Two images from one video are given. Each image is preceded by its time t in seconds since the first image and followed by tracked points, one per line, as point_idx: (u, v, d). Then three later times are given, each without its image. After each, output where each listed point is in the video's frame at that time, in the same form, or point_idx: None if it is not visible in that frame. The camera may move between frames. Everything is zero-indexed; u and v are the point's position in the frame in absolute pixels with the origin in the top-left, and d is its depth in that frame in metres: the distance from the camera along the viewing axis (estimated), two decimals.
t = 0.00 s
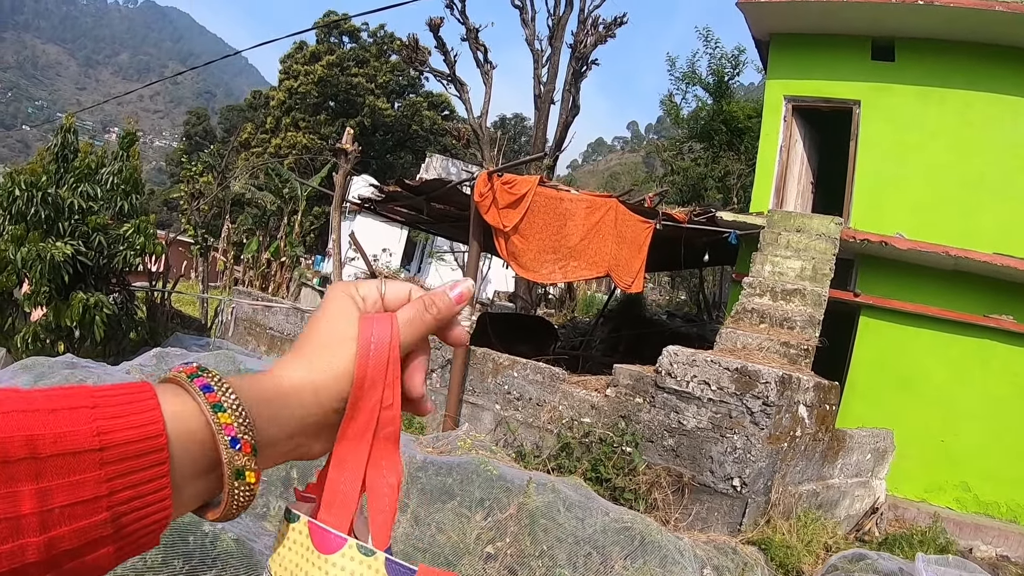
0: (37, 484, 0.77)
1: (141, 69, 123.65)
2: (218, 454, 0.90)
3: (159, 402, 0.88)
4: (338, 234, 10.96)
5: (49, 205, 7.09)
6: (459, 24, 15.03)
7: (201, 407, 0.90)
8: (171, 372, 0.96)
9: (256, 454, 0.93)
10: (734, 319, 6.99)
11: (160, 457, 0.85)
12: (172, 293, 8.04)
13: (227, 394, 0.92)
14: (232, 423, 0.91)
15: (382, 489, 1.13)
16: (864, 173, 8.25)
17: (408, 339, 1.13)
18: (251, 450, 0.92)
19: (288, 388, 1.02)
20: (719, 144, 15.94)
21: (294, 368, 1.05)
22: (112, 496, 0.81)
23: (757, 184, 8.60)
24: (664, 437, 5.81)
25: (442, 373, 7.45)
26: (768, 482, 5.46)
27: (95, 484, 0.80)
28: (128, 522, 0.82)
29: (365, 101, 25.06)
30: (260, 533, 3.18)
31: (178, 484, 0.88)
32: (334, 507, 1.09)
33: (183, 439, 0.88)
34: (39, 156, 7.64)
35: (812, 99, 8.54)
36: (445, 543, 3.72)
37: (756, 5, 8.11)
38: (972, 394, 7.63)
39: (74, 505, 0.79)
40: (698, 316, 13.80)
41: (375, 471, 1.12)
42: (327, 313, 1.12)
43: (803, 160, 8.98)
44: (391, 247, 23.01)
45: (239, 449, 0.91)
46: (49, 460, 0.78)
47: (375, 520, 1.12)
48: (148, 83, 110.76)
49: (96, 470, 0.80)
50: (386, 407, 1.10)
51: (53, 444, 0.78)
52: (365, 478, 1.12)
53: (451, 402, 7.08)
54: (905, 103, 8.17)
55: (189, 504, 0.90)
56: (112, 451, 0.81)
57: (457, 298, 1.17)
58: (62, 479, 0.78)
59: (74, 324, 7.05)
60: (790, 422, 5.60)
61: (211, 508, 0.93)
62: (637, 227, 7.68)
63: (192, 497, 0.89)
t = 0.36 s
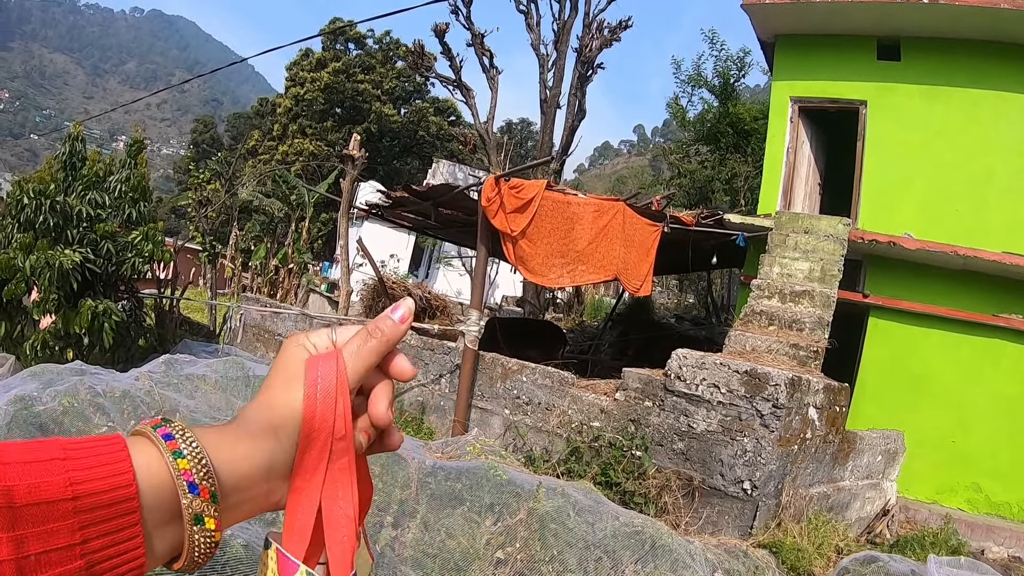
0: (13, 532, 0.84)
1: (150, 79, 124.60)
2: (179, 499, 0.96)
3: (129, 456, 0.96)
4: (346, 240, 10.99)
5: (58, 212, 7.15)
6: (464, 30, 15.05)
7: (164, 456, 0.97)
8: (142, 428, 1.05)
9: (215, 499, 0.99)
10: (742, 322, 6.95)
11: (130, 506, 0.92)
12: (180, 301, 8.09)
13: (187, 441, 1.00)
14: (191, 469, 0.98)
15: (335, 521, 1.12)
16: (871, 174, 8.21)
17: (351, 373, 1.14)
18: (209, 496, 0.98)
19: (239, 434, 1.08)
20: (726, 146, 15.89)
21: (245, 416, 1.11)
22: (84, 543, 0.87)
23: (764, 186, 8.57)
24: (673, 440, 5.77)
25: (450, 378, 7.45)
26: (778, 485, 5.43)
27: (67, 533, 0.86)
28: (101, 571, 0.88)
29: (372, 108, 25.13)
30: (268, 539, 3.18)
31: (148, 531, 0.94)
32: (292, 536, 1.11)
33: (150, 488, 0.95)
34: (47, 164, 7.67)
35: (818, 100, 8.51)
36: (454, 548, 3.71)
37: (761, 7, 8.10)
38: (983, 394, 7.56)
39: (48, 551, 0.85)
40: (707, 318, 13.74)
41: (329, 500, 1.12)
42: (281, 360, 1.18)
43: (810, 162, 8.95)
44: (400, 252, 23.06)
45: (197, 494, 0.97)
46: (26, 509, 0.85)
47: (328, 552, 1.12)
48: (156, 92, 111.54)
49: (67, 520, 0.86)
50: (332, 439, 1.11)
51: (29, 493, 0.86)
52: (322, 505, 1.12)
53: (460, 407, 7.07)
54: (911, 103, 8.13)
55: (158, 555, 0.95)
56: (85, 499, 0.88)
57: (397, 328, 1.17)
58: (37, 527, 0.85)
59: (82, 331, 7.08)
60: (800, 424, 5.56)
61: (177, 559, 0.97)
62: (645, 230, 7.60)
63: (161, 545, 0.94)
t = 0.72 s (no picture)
0: (23, 508, 0.86)
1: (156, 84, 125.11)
2: (181, 464, 0.99)
3: (136, 439, 0.99)
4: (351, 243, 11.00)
5: (64, 217, 7.17)
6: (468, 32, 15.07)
7: (164, 429, 1.01)
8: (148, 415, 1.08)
9: (216, 460, 1.02)
10: (748, 322, 6.93)
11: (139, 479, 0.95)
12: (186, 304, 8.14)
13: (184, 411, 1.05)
14: (189, 432, 1.02)
15: (295, 464, 1.06)
16: (877, 173, 8.18)
17: (288, 313, 1.14)
18: (209, 456, 1.01)
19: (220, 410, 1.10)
20: (731, 147, 15.86)
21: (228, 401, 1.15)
22: (95, 518, 0.90)
23: (769, 186, 8.55)
24: (680, 441, 5.75)
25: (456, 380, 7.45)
26: (785, 486, 5.40)
27: (79, 508, 0.89)
28: (117, 545, 0.92)
29: (376, 110, 25.18)
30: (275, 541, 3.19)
31: (158, 506, 0.97)
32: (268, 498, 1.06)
33: (158, 466, 0.98)
34: (53, 169, 7.69)
35: (822, 100, 8.49)
36: (461, 551, 3.72)
37: (764, 7, 8.09)
38: (990, 394, 7.51)
39: (59, 527, 0.88)
40: (713, 320, 13.70)
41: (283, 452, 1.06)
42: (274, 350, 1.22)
43: (815, 162, 8.93)
44: (405, 255, 23.08)
45: (197, 454, 1.00)
46: (35, 486, 0.88)
47: (289, 502, 1.04)
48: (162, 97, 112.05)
49: (79, 495, 0.89)
50: (274, 379, 1.09)
51: (37, 473, 0.89)
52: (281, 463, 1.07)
53: (466, 409, 7.06)
54: (916, 101, 8.10)
55: (170, 534, 0.99)
56: (92, 476, 0.91)
57: (319, 252, 1.15)
58: (49, 504, 0.88)
59: (89, 334, 7.12)
60: (806, 425, 5.53)
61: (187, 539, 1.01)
62: (650, 231, 7.65)
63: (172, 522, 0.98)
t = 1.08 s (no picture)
0: (13, 513, 0.87)
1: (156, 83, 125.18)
2: (177, 463, 0.99)
3: (133, 442, 0.99)
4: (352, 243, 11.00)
5: (65, 217, 7.17)
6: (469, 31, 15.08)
7: (162, 428, 1.02)
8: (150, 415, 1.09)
9: (213, 459, 1.02)
10: (749, 321, 6.92)
11: (133, 480, 0.95)
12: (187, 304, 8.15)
13: (183, 410, 1.05)
14: (186, 431, 1.02)
15: (282, 456, 1.03)
16: (878, 172, 8.18)
17: (288, 303, 1.12)
18: (205, 454, 1.02)
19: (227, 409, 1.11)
20: (731, 145, 15.84)
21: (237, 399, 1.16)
22: (88, 521, 0.90)
23: (770, 185, 8.55)
24: (681, 441, 5.75)
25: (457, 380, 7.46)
26: (786, 485, 5.39)
27: (70, 512, 0.90)
28: (112, 550, 0.92)
29: (377, 110, 25.18)
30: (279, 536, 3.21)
31: (155, 507, 0.98)
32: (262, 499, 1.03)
33: (154, 468, 0.98)
34: (54, 169, 7.70)
35: (823, 99, 8.48)
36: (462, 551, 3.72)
37: (765, 6, 8.09)
38: (991, 393, 7.51)
39: (51, 531, 0.89)
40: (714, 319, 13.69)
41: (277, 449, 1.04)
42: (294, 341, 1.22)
43: (816, 160, 8.92)
44: (405, 254, 23.09)
45: (192, 453, 1.00)
46: (26, 490, 0.88)
47: (270, 495, 1.00)
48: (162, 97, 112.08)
49: (70, 498, 0.90)
50: (269, 367, 1.07)
51: (30, 476, 0.89)
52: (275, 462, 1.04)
53: (467, 408, 7.05)
54: (917, 100, 8.09)
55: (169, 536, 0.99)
56: (85, 477, 0.91)
57: (318, 240, 1.12)
58: (39, 507, 0.88)
59: (90, 334, 7.13)
60: (808, 424, 5.53)
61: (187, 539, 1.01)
62: (650, 230, 7.65)
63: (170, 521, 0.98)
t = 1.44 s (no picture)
0: None
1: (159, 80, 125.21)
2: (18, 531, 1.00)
3: None
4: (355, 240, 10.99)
5: (66, 213, 7.16)
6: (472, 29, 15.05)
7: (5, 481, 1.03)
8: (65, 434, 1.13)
9: (58, 518, 1.00)
10: (752, 321, 6.89)
11: None
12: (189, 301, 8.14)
13: (34, 447, 1.03)
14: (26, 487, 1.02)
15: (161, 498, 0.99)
16: (881, 172, 8.15)
17: (178, 275, 1.02)
18: (46, 514, 1.00)
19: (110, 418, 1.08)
20: (735, 144, 15.81)
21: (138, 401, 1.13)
22: None
23: (774, 184, 8.51)
24: (684, 440, 5.74)
25: (459, 378, 7.44)
26: (789, 485, 5.38)
27: None
28: None
29: (380, 107, 25.15)
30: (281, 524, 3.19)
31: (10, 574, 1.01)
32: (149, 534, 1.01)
33: None
34: (56, 165, 7.70)
35: (827, 98, 8.44)
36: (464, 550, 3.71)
37: (769, 4, 8.05)
38: (994, 394, 7.48)
39: None
40: (717, 318, 13.67)
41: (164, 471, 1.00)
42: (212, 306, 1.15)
43: (820, 160, 8.89)
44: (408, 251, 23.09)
45: (32, 514, 1.00)
46: None
47: (171, 556, 0.98)
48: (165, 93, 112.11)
49: None
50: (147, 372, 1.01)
51: None
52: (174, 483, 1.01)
53: (469, 407, 7.05)
54: (920, 100, 8.06)
55: None
56: None
57: (226, 179, 1.02)
58: None
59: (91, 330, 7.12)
60: (811, 424, 5.51)
61: None
62: (654, 229, 7.61)
63: None
